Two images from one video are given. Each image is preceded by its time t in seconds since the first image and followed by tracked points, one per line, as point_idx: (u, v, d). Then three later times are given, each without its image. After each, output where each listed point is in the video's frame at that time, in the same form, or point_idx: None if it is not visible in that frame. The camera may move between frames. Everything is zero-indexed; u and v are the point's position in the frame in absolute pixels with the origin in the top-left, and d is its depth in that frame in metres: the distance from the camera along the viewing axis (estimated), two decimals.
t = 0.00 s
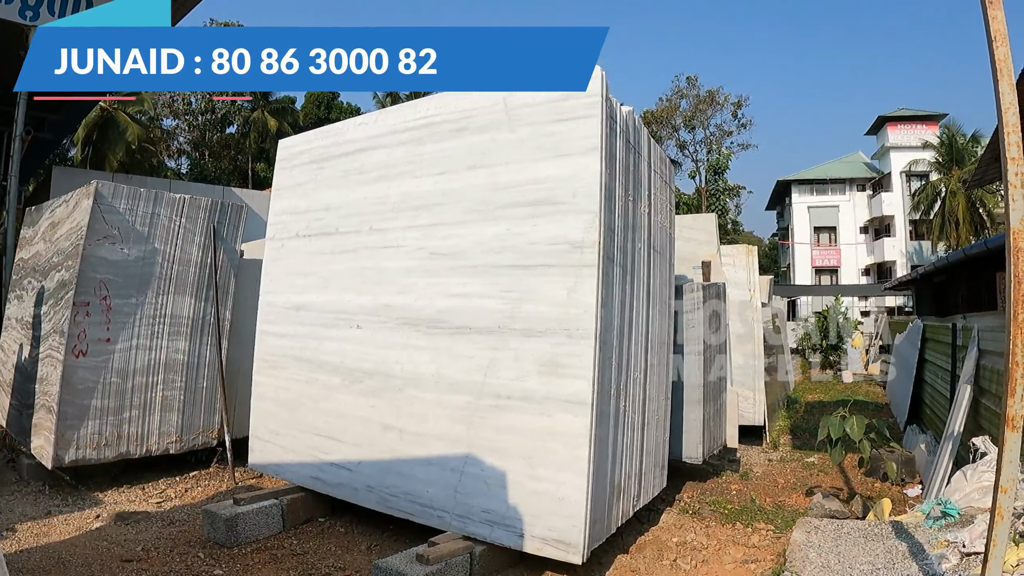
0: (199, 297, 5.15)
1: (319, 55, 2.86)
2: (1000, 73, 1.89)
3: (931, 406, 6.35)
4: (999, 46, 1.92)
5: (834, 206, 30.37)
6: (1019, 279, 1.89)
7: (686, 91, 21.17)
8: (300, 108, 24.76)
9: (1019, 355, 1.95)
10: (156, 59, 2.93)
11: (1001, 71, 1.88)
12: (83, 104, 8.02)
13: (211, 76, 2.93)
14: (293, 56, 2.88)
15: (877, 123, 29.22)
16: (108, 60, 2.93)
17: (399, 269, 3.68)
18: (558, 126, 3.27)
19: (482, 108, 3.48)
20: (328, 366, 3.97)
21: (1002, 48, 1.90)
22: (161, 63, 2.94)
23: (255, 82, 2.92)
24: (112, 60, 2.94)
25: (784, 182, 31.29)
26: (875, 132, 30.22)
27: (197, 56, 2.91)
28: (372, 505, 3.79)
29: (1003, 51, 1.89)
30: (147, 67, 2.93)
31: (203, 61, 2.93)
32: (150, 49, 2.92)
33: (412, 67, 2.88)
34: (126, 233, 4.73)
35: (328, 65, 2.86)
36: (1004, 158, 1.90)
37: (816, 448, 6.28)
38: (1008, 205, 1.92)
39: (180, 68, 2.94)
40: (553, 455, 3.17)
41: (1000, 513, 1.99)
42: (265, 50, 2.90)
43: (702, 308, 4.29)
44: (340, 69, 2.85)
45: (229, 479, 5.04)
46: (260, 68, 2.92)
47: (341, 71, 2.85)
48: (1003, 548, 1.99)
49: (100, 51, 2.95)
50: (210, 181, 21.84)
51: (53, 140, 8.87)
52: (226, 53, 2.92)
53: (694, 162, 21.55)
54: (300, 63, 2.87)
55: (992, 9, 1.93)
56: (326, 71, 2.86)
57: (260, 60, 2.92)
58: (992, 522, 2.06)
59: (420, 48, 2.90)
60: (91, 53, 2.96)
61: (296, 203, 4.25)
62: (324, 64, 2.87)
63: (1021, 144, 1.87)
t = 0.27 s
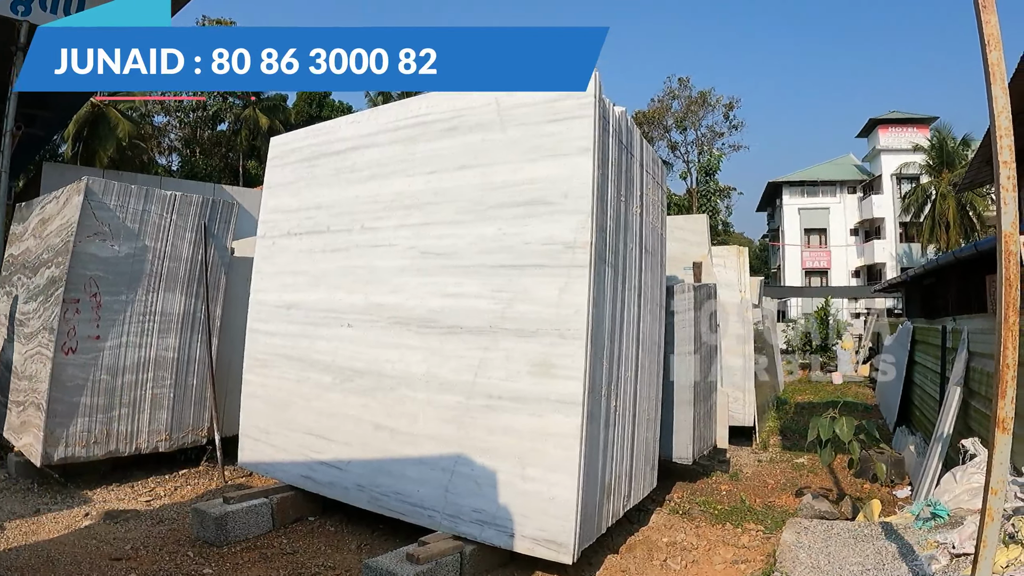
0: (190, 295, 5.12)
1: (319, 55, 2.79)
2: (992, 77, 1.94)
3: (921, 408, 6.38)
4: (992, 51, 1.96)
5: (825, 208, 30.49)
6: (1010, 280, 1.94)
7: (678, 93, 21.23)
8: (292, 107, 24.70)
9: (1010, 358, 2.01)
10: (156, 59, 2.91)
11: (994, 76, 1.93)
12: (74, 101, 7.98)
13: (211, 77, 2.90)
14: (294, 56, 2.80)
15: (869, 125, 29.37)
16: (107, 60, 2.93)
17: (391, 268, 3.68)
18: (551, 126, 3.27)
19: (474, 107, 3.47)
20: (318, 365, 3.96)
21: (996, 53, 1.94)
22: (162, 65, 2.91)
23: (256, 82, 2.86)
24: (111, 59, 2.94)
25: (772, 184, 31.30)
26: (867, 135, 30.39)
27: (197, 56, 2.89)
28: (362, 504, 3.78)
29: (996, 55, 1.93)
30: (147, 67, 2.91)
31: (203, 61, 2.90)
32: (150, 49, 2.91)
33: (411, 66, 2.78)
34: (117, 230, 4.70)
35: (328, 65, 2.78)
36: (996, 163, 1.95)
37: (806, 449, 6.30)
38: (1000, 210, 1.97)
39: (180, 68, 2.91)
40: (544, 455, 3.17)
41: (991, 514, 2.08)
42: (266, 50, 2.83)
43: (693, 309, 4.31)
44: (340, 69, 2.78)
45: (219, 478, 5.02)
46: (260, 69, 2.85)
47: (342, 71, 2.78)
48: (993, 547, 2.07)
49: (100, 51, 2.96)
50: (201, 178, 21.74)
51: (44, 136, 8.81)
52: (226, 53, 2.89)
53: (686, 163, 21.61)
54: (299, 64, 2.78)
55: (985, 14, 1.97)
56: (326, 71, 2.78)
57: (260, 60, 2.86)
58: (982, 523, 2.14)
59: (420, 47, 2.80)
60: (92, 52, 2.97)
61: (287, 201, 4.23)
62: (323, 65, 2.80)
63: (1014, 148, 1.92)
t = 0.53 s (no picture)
0: (173, 293, 5.10)
1: (318, 54, 2.77)
2: (976, 83, 1.98)
3: (903, 409, 6.43)
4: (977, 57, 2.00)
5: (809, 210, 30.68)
6: (992, 282, 1.97)
7: (664, 94, 21.31)
8: (278, 104, 24.60)
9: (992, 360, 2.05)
10: (156, 59, 2.89)
11: (979, 81, 1.97)
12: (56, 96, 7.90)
13: (212, 77, 2.88)
14: (294, 56, 2.79)
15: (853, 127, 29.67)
16: (107, 59, 2.88)
17: (375, 267, 3.66)
18: (537, 126, 3.27)
19: (460, 106, 3.47)
20: (302, 364, 3.94)
21: (980, 59, 1.99)
22: (162, 64, 2.89)
23: (257, 82, 2.85)
24: (111, 60, 2.89)
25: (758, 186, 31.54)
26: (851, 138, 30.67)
27: (198, 55, 2.87)
28: (345, 504, 3.77)
29: (981, 61, 1.98)
30: (148, 67, 2.90)
31: (203, 61, 2.89)
32: (150, 49, 2.89)
33: (412, 66, 2.75)
34: (100, 227, 4.66)
35: (328, 65, 2.77)
36: (981, 166, 1.99)
37: (789, 450, 6.34)
38: (983, 214, 2.01)
39: (180, 68, 2.90)
40: (528, 455, 3.17)
41: (972, 515, 2.11)
42: (265, 49, 2.82)
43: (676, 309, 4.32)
44: (340, 69, 2.76)
45: (202, 477, 4.99)
46: (260, 68, 2.84)
47: (341, 71, 2.76)
48: (976, 548, 2.10)
49: (99, 51, 2.90)
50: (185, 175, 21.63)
51: (27, 132, 8.69)
52: (226, 52, 2.87)
53: (671, 164, 21.69)
54: (300, 63, 2.77)
55: (971, 19, 2.01)
56: (325, 71, 2.77)
57: (260, 60, 2.84)
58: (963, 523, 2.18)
59: (420, 47, 2.77)
60: (91, 53, 2.91)
61: (271, 199, 4.21)
62: (323, 64, 2.77)
63: (996, 151, 1.97)
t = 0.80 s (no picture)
0: (153, 289, 5.08)
1: (319, 56, 3.34)
2: (960, 87, 2.00)
3: (882, 410, 6.49)
4: (961, 62, 2.02)
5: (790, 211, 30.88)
6: (974, 285, 1.99)
7: (646, 94, 21.42)
8: (260, 100, 24.47)
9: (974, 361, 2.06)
10: (156, 59, 3.52)
11: (963, 86, 1.99)
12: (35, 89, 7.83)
13: (211, 75, 3.47)
14: (294, 57, 3.36)
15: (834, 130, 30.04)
16: (108, 61, 3.56)
17: (356, 264, 3.64)
18: (520, 125, 3.27)
19: (443, 104, 3.46)
20: (282, 362, 3.91)
21: (964, 64, 2.00)
22: (162, 63, 3.51)
23: (256, 80, 3.43)
24: (113, 60, 3.57)
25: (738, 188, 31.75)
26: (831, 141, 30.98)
27: (198, 57, 3.47)
28: (325, 502, 3.75)
29: (965, 66, 2.00)
30: (147, 67, 3.54)
31: (203, 61, 3.48)
32: (153, 52, 3.53)
33: (412, 66, 3.29)
34: (80, 222, 4.60)
35: (328, 65, 3.34)
36: (963, 170, 2.00)
37: (768, 450, 6.39)
38: (965, 217, 2.01)
39: (179, 67, 3.51)
40: (508, 454, 3.16)
41: (954, 514, 2.13)
42: (265, 51, 3.39)
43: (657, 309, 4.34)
44: (340, 68, 3.32)
45: (181, 475, 4.95)
46: (259, 67, 3.42)
47: (342, 70, 3.32)
48: (956, 547, 2.12)
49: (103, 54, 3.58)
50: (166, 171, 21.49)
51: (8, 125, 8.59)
52: (225, 53, 3.45)
53: (652, 164, 21.79)
54: (300, 63, 3.34)
55: (956, 25, 2.02)
56: (326, 70, 3.34)
57: (259, 60, 3.42)
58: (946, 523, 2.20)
59: (420, 49, 3.27)
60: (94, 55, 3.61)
61: (252, 195, 4.18)
62: (323, 64, 3.35)
63: (979, 156, 1.98)
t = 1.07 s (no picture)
0: (133, 290, 5.04)
1: (319, 56, 3.41)
2: (939, 88, 1.98)
3: (863, 409, 6.54)
4: (940, 63, 2.01)
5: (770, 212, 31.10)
6: (952, 285, 1.96)
7: (627, 94, 21.49)
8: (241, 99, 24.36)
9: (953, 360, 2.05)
10: (156, 59, 3.59)
11: (942, 87, 1.98)
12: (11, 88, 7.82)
13: (211, 75, 3.55)
14: (293, 57, 3.44)
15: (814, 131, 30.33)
16: (109, 61, 3.64)
17: (337, 264, 3.63)
18: (501, 125, 3.27)
19: (424, 104, 3.45)
20: (263, 362, 3.89)
21: (943, 65, 1.99)
22: (162, 63, 3.58)
23: (256, 80, 3.50)
24: (112, 60, 3.64)
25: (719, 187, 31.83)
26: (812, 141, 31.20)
27: (198, 58, 3.53)
28: (307, 504, 3.74)
29: (944, 67, 1.99)
30: (147, 66, 3.61)
31: (203, 62, 3.55)
32: (150, 50, 3.59)
33: (411, 66, 3.34)
34: (60, 222, 4.56)
35: (329, 65, 3.40)
36: (941, 170, 1.98)
37: (749, 449, 6.43)
38: (943, 217, 2.00)
39: (180, 67, 3.58)
40: (490, 455, 3.16)
41: (933, 512, 2.13)
42: (265, 52, 3.47)
43: (638, 309, 4.36)
44: (340, 69, 3.39)
45: (162, 477, 4.92)
46: (260, 67, 3.50)
47: (342, 70, 3.38)
48: (936, 545, 2.13)
49: (100, 53, 3.66)
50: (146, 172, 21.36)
51: None
52: (225, 54, 3.52)
53: (633, 165, 21.86)
54: (300, 63, 3.42)
55: (936, 26, 2.02)
56: (326, 70, 3.41)
57: (259, 60, 3.50)
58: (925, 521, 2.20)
59: (420, 50, 3.33)
60: (91, 54, 3.68)
61: (233, 195, 4.15)
62: (322, 64, 3.42)
63: (959, 156, 1.96)
